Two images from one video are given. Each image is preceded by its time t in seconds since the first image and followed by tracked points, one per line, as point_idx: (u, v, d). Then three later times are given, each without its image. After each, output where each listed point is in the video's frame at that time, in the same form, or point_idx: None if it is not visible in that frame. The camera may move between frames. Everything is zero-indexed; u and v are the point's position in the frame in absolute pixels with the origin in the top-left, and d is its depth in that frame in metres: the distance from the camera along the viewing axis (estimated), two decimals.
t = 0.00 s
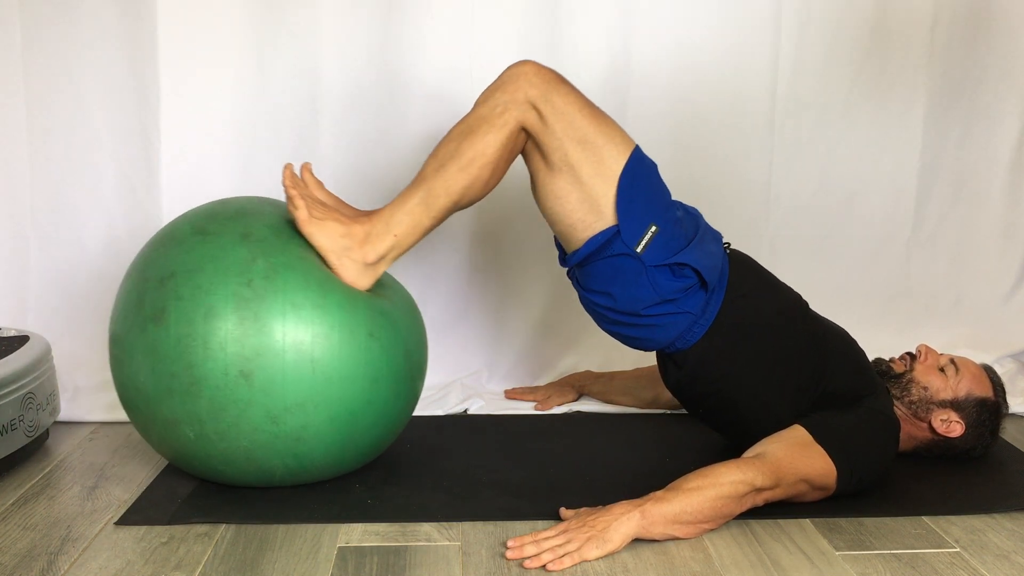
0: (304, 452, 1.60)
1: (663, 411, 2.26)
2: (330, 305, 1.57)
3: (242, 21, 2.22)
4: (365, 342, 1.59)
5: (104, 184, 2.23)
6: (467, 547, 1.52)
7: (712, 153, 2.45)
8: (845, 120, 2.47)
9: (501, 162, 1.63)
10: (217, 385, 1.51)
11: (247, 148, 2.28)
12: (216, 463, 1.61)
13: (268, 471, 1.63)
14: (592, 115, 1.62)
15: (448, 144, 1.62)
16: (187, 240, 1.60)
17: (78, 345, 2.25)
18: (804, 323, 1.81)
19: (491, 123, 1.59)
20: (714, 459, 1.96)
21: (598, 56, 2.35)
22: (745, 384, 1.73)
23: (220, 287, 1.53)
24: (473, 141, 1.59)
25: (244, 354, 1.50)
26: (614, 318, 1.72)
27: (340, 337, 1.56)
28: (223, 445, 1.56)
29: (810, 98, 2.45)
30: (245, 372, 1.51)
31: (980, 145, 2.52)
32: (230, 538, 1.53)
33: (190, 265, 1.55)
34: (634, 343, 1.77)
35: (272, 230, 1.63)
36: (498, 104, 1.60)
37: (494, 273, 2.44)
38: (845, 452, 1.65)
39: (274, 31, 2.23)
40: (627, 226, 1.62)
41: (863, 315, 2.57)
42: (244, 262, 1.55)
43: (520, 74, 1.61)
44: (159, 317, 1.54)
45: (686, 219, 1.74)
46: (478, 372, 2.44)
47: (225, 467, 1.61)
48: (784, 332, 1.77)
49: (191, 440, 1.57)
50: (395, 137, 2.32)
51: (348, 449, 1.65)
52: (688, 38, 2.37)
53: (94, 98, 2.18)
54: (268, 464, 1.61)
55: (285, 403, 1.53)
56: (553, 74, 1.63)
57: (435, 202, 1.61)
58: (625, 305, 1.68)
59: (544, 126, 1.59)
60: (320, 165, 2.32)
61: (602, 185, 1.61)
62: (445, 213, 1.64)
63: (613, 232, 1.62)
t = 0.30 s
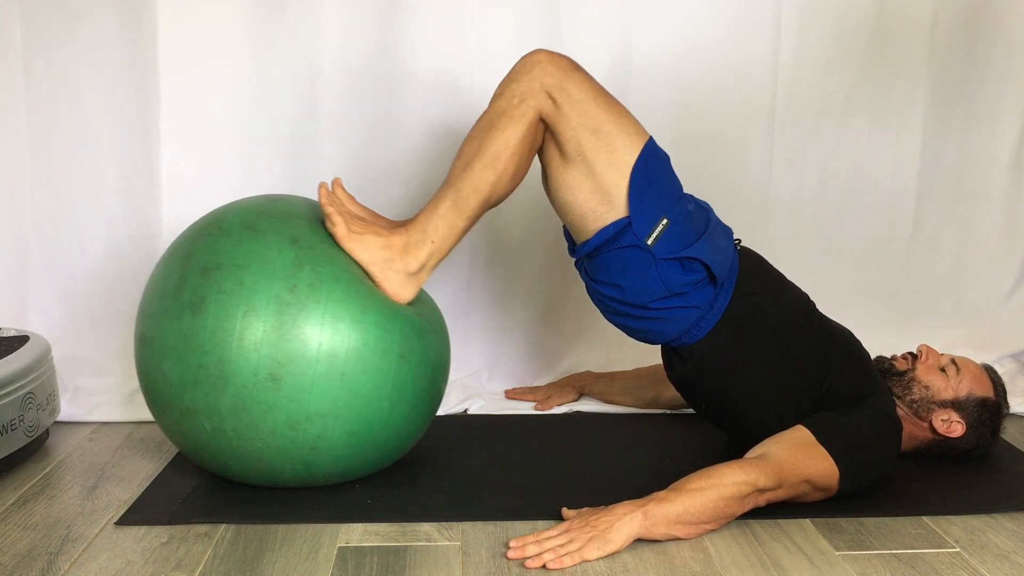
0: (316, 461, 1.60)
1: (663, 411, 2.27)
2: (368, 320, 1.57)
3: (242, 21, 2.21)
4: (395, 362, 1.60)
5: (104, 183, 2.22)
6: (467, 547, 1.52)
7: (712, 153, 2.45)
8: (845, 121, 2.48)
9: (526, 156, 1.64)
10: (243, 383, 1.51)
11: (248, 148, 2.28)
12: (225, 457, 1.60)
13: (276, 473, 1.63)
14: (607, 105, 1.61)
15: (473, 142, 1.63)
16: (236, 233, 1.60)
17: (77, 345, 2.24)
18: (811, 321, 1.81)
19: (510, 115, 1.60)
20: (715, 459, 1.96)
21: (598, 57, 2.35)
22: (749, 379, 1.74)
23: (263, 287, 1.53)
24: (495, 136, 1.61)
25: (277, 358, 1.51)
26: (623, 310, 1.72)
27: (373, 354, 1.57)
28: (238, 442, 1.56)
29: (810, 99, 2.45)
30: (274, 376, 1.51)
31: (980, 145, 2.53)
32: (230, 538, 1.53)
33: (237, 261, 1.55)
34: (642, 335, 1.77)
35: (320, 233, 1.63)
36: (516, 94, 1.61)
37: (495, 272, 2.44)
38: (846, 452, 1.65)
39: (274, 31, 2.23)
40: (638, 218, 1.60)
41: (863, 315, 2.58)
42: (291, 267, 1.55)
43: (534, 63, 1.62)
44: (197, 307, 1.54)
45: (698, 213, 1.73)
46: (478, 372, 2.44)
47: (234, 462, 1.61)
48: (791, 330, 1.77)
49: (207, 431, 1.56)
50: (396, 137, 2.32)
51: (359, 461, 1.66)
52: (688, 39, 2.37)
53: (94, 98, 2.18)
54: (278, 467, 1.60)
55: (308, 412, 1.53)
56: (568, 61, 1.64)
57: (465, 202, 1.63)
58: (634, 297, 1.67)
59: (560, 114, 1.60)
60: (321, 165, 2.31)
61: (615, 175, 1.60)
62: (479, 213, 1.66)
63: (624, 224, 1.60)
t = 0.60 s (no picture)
0: (324, 465, 1.60)
1: (663, 411, 2.27)
2: (388, 328, 1.58)
3: (242, 20, 2.21)
4: (411, 373, 1.61)
5: (104, 183, 2.22)
6: (467, 547, 1.52)
7: (711, 154, 2.46)
8: (845, 121, 2.48)
9: (540, 152, 1.64)
10: (259, 382, 1.51)
11: (248, 148, 2.28)
12: (233, 454, 1.60)
13: (282, 474, 1.62)
14: (616, 98, 1.61)
15: (487, 139, 1.64)
16: (265, 231, 1.60)
17: (77, 345, 2.24)
18: (817, 318, 1.81)
19: (522, 110, 1.61)
20: (715, 459, 1.96)
21: (598, 56, 2.35)
22: (752, 375, 1.74)
23: (289, 289, 1.53)
24: (510, 132, 1.61)
25: (296, 360, 1.51)
26: (629, 305, 1.72)
27: (391, 364, 1.58)
28: (249, 441, 1.56)
29: (810, 99, 2.46)
30: (291, 378, 1.51)
31: (979, 146, 2.53)
32: (230, 538, 1.53)
33: (264, 260, 1.55)
34: (647, 330, 1.76)
35: (346, 240, 1.62)
36: (526, 87, 1.61)
37: (496, 272, 2.44)
38: (847, 452, 1.65)
39: (275, 31, 2.22)
40: (646, 212, 1.60)
41: (863, 315, 2.58)
42: (319, 271, 1.55)
43: (544, 56, 1.62)
44: (221, 302, 1.54)
45: (706, 208, 1.73)
46: (478, 372, 2.43)
47: (241, 460, 1.60)
48: (796, 327, 1.77)
49: (218, 428, 1.56)
50: (396, 137, 2.32)
51: (365, 467, 1.66)
52: (688, 39, 2.37)
53: (94, 97, 2.18)
54: (284, 468, 1.60)
55: (322, 416, 1.54)
56: (578, 54, 1.64)
57: (486, 202, 1.64)
58: (641, 291, 1.67)
59: (569, 107, 1.60)
60: (321, 165, 2.31)
61: (624, 168, 1.60)
62: (500, 212, 1.67)
63: (631, 218, 1.61)
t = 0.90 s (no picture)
0: (323, 464, 1.60)
1: (663, 412, 2.27)
2: (385, 327, 1.58)
3: (242, 20, 2.21)
4: (409, 371, 1.61)
5: (104, 183, 2.22)
6: (467, 547, 1.52)
7: (711, 154, 2.46)
8: (845, 121, 2.48)
9: (537, 154, 1.64)
10: (257, 382, 1.51)
11: (249, 149, 2.28)
12: (232, 454, 1.60)
13: (281, 474, 1.62)
14: (613, 101, 1.61)
15: (484, 142, 1.64)
16: (262, 231, 1.60)
17: (77, 345, 2.24)
18: (814, 320, 1.81)
19: (518, 113, 1.61)
20: (715, 459, 1.96)
21: (598, 57, 2.35)
22: (751, 377, 1.74)
23: (287, 288, 1.53)
24: (506, 135, 1.61)
25: (294, 359, 1.51)
26: (626, 308, 1.72)
27: (389, 362, 1.58)
28: (247, 441, 1.55)
29: (810, 99, 2.45)
30: (289, 377, 1.51)
31: (979, 146, 2.53)
32: (230, 538, 1.53)
33: (261, 259, 1.55)
34: (645, 332, 1.77)
35: (342, 240, 1.62)
36: (523, 91, 1.61)
37: (496, 273, 2.44)
38: (847, 452, 1.65)
39: (274, 31, 2.22)
40: (643, 215, 1.60)
41: (863, 315, 2.58)
42: (315, 270, 1.55)
43: (540, 59, 1.62)
44: (218, 302, 1.54)
45: (703, 210, 1.73)
46: (478, 373, 2.43)
47: (240, 460, 1.60)
48: (794, 329, 1.77)
49: (216, 428, 1.56)
50: (396, 137, 2.32)
51: (364, 466, 1.66)
52: (688, 40, 2.37)
53: (95, 97, 2.18)
54: (283, 468, 1.60)
55: (321, 415, 1.54)
56: (575, 57, 1.63)
57: (483, 204, 1.64)
58: (639, 295, 1.67)
59: (566, 110, 1.59)
60: (321, 166, 2.31)
61: (621, 171, 1.60)
62: (496, 214, 1.67)
63: (628, 221, 1.61)
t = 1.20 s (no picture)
0: (318, 460, 1.60)
1: (663, 412, 2.27)
2: (369, 318, 1.57)
3: (242, 20, 2.21)
4: (397, 361, 1.60)
5: (104, 183, 2.22)
6: (467, 548, 1.52)
7: (711, 154, 2.46)
8: (845, 121, 2.48)
9: (527, 155, 1.64)
10: (245, 382, 1.51)
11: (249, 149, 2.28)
12: (227, 457, 1.60)
13: (278, 473, 1.62)
14: (609, 104, 1.61)
15: (474, 141, 1.64)
16: (239, 233, 1.60)
17: (77, 345, 2.24)
18: (813, 321, 1.81)
19: (512, 114, 1.61)
20: (715, 459, 1.96)
21: (599, 57, 2.35)
22: (751, 378, 1.74)
23: (267, 286, 1.53)
24: (498, 135, 1.61)
25: (280, 357, 1.51)
26: (625, 309, 1.72)
27: (375, 353, 1.57)
28: (239, 441, 1.56)
29: (810, 99, 2.46)
30: (276, 375, 1.51)
31: (979, 146, 2.53)
32: (230, 538, 1.53)
33: (240, 259, 1.56)
34: (643, 334, 1.77)
35: (321, 233, 1.63)
36: (518, 93, 1.61)
37: (496, 273, 2.44)
38: (846, 452, 1.65)
39: (274, 31, 2.22)
40: (641, 216, 1.60)
41: (863, 315, 2.58)
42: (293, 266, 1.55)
43: (536, 62, 1.62)
44: (200, 306, 1.54)
45: (700, 211, 1.73)
46: (478, 372, 2.43)
47: (236, 462, 1.60)
48: (792, 330, 1.77)
49: (209, 431, 1.56)
50: (396, 137, 2.32)
51: (361, 460, 1.66)
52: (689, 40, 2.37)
53: (94, 97, 2.18)
54: (280, 467, 1.60)
55: (311, 411, 1.53)
56: (571, 60, 1.63)
57: (469, 202, 1.63)
58: (637, 296, 1.67)
59: (562, 113, 1.59)
60: (321, 166, 2.31)
61: (618, 173, 1.60)
62: (482, 212, 1.66)
63: (626, 223, 1.60)
